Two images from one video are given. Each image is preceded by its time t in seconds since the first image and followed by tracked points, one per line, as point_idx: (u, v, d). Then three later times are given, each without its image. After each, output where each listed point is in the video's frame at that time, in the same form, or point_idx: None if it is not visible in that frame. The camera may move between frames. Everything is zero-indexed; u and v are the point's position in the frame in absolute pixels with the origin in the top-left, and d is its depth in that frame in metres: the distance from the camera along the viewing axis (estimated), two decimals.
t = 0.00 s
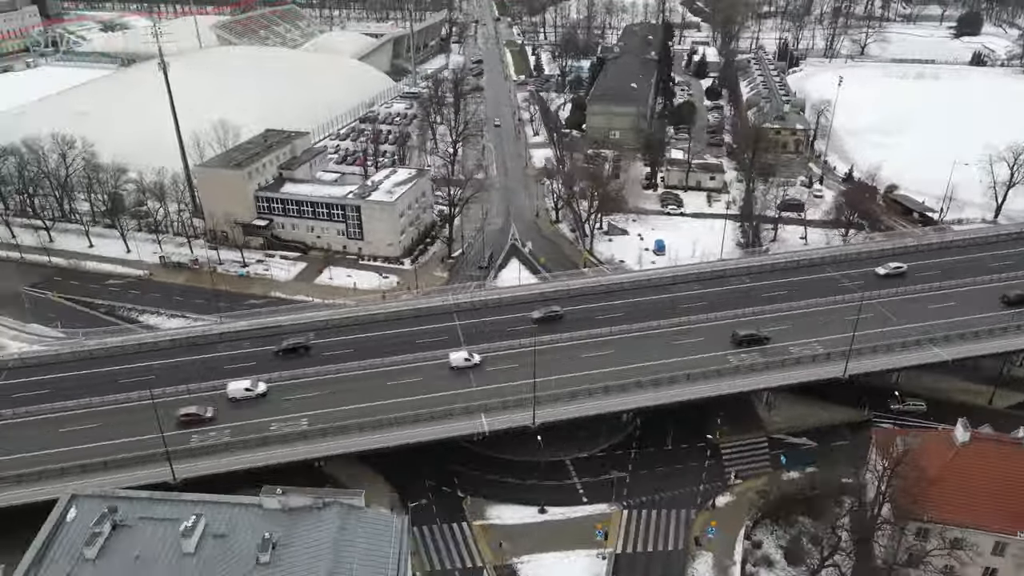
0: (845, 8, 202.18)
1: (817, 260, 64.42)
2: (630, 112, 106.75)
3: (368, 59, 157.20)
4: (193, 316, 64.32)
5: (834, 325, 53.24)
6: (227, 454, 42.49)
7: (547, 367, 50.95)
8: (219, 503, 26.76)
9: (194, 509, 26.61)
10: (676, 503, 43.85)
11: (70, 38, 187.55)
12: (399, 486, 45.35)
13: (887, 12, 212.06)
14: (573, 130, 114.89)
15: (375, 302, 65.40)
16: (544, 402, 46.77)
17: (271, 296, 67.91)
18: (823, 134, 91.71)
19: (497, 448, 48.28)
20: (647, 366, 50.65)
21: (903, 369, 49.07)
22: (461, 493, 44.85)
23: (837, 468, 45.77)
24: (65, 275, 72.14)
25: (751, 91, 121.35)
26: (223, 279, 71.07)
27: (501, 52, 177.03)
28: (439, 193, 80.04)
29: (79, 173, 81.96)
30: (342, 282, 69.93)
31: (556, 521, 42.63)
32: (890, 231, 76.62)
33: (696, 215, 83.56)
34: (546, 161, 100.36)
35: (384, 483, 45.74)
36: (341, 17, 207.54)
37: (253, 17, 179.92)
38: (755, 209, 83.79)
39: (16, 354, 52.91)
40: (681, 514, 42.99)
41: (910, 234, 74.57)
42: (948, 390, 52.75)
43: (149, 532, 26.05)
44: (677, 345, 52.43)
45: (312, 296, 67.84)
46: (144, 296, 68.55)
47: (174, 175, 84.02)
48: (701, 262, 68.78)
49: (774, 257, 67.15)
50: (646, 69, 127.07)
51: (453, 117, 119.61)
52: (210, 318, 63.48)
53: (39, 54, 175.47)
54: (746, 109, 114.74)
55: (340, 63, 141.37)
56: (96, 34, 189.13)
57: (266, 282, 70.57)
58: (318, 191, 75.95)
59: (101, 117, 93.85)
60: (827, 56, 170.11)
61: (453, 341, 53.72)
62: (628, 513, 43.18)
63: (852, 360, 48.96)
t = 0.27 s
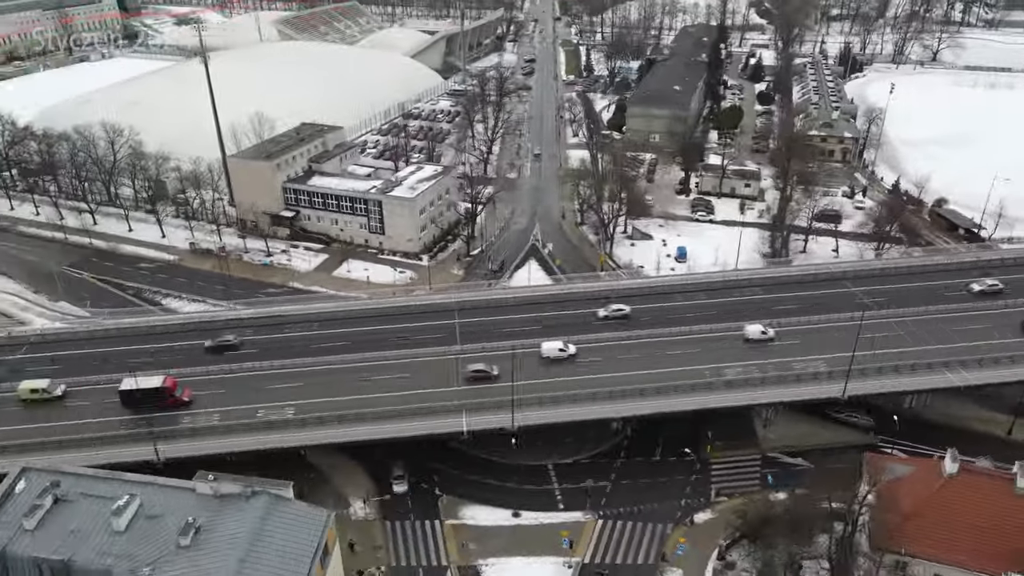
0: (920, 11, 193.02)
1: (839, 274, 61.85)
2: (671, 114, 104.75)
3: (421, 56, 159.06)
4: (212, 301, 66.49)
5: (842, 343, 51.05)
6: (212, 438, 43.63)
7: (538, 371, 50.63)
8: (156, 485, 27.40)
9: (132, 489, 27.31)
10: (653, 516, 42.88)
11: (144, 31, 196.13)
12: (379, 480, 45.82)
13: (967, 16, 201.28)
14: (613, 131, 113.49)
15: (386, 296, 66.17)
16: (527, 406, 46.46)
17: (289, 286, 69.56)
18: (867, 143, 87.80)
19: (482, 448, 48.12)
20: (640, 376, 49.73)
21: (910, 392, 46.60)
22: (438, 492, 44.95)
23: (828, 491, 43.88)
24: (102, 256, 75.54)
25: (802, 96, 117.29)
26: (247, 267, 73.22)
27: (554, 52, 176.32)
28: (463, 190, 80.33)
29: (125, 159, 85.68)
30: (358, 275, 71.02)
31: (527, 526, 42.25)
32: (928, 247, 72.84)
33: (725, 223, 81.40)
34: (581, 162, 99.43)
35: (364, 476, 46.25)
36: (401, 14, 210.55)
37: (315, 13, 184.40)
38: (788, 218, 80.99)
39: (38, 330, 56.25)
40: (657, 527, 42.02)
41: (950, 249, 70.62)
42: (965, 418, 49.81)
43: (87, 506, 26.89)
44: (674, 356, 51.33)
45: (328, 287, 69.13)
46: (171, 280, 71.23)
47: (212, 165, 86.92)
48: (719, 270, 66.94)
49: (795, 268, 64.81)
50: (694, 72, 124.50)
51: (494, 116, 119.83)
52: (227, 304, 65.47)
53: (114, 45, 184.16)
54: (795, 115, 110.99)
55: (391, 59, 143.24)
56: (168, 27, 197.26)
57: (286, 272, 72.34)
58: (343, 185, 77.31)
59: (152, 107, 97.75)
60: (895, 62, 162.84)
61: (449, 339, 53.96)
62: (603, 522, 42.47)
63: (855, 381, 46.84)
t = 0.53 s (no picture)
0: (970, 13, 186.56)
1: (853, 282, 60.12)
2: (697, 116, 103.09)
3: (453, 55, 159.68)
4: (224, 292, 67.70)
5: (847, 353, 49.62)
6: (205, 425, 44.32)
7: (533, 371, 50.34)
8: (120, 470, 27.94)
9: (97, 472, 27.89)
10: (638, 523, 42.21)
11: (188, 27, 200.73)
12: (366, 475, 46.06)
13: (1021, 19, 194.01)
14: (639, 132, 112.37)
15: (393, 291, 66.60)
16: (517, 406, 46.22)
17: (300, 280, 70.51)
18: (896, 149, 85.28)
19: (472, 447, 48.02)
20: (635, 380, 49.12)
21: (913, 407, 45.12)
22: (424, 488, 45.00)
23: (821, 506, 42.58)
24: (125, 245, 77.51)
25: (836, 99, 114.45)
26: (261, 260, 74.40)
27: (588, 52, 175.32)
28: (478, 188, 80.33)
29: (152, 150, 87.77)
30: (369, 270, 71.64)
31: (510, 526, 42.02)
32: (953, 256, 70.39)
33: (744, 227, 79.87)
34: (602, 162, 98.59)
35: (353, 469, 46.54)
36: (437, 12, 211.50)
37: (351, 11, 186.48)
38: (809, 224, 79.05)
39: (53, 314, 57.91)
40: (640, 535, 41.32)
41: (975, 260, 68.02)
42: (974, 434, 47.95)
43: (52, 487, 27.37)
44: (672, 361, 50.60)
45: (338, 281, 69.87)
46: (187, 270, 72.72)
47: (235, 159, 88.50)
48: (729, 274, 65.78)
49: (809, 274, 63.22)
50: (725, 73, 122.54)
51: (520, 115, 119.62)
52: (238, 295, 66.52)
53: (158, 40, 188.85)
54: (826, 118, 108.37)
55: (422, 56, 144.01)
56: (211, 24, 201.61)
57: (299, 265, 73.35)
58: (360, 181, 78.05)
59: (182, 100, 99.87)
60: (939, 65, 157.83)
61: (447, 337, 54.06)
62: (586, 527, 41.94)
63: (854, 393, 45.55)
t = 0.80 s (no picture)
0: (1002, 15, 182.34)
1: (861, 286, 59.11)
2: (712, 116, 102.12)
3: (471, 53, 159.89)
4: (232, 287, 68.43)
5: (848, 359, 48.83)
6: (201, 417, 44.82)
7: (529, 370, 50.20)
8: (100, 459, 28.32)
9: (78, 461, 28.32)
10: (628, 526, 41.91)
11: (213, 25, 203.20)
12: (360, 471, 46.26)
13: None
14: (654, 132, 111.68)
15: (397, 288, 66.87)
16: (511, 405, 46.10)
17: (306, 275, 71.04)
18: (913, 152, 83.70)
19: (466, 445, 48.02)
20: (631, 382, 48.78)
21: (913, 415, 44.28)
22: (416, 485, 45.09)
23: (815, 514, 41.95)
24: (138, 239, 78.67)
25: (856, 102, 112.66)
26: (270, 255, 75.07)
27: (608, 52, 174.54)
28: (487, 186, 80.29)
29: (167, 145, 88.95)
30: (375, 267, 72.01)
31: (499, 525, 41.97)
32: (967, 262, 68.94)
33: (754, 229, 78.97)
34: (614, 161, 98.08)
35: (347, 464, 46.77)
36: (459, 11, 211.75)
37: (372, 10, 187.51)
38: (821, 227, 77.91)
39: (62, 306, 58.99)
40: (630, 538, 41.04)
41: (990, 266, 66.53)
42: (979, 443, 46.90)
43: (33, 475, 27.80)
44: (669, 364, 50.23)
45: (344, 278, 70.30)
46: (197, 264, 73.61)
47: (248, 154, 89.36)
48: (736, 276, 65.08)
49: (816, 278, 62.31)
50: (743, 74, 121.31)
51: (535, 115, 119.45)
52: (244, 290, 67.15)
53: (183, 37, 191.52)
54: (845, 120, 106.75)
55: (440, 55, 144.37)
56: (235, 21, 203.88)
57: (307, 261, 73.92)
58: (369, 177, 78.41)
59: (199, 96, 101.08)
60: (967, 67, 154.58)
61: (446, 335, 54.12)
62: (575, 529, 41.76)
63: (853, 399, 44.82)
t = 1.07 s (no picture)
0: None
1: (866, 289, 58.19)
2: (723, 116, 101.30)
3: (486, 53, 159.98)
4: (238, 283, 68.95)
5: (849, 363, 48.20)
6: (197, 412, 45.21)
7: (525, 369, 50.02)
8: (85, 451, 28.54)
9: (64, 453, 28.57)
10: (620, 528, 41.65)
11: (231, 23, 204.85)
12: (354, 467, 46.38)
13: None
14: (665, 133, 111.05)
15: (400, 286, 67.05)
16: (505, 404, 45.91)
17: (311, 273, 71.41)
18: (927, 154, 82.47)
19: (461, 444, 47.94)
20: (627, 383, 48.44)
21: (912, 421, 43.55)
22: (409, 482, 45.11)
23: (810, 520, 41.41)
24: (148, 234, 79.53)
25: (871, 103, 111.30)
26: (277, 252, 75.57)
27: (623, 52, 173.78)
28: (493, 185, 80.21)
29: (179, 141, 89.84)
30: (380, 265, 72.27)
31: (490, 525, 41.84)
32: (978, 267, 67.83)
33: (762, 231, 78.18)
34: (624, 161, 97.64)
35: (342, 460, 46.88)
36: (475, 10, 211.84)
37: (389, 8, 188.12)
38: (831, 230, 77.04)
39: (68, 299, 59.79)
40: (621, 541, 40.79)
41: (1002, 271, 65.37)
42: (981, 452, 46.11)
43: (19, 466, 28.08)
44: (667, 365, 49.86)
45: (348, 275, 70.63)
46: (204, 260, 74.26)
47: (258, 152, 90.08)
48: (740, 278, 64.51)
49: (821, 281, 61.60)
50: (757, 74, 120.24)
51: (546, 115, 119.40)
52: (249, 286, 67.62)
53: (201, 35, 193.23)
54: (859, 121, 105.46)
55: (453, 54, 144.49)
56: (253, 19, 205.54)
57: (313, 258, 74.32)
58: (376, 175, 78.69)
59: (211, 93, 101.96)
60: (989, 69, 152.06)
61: (444, 333, 54.12)
62: (567, 529, 41.58)
63: (851, 404, 44.16)
